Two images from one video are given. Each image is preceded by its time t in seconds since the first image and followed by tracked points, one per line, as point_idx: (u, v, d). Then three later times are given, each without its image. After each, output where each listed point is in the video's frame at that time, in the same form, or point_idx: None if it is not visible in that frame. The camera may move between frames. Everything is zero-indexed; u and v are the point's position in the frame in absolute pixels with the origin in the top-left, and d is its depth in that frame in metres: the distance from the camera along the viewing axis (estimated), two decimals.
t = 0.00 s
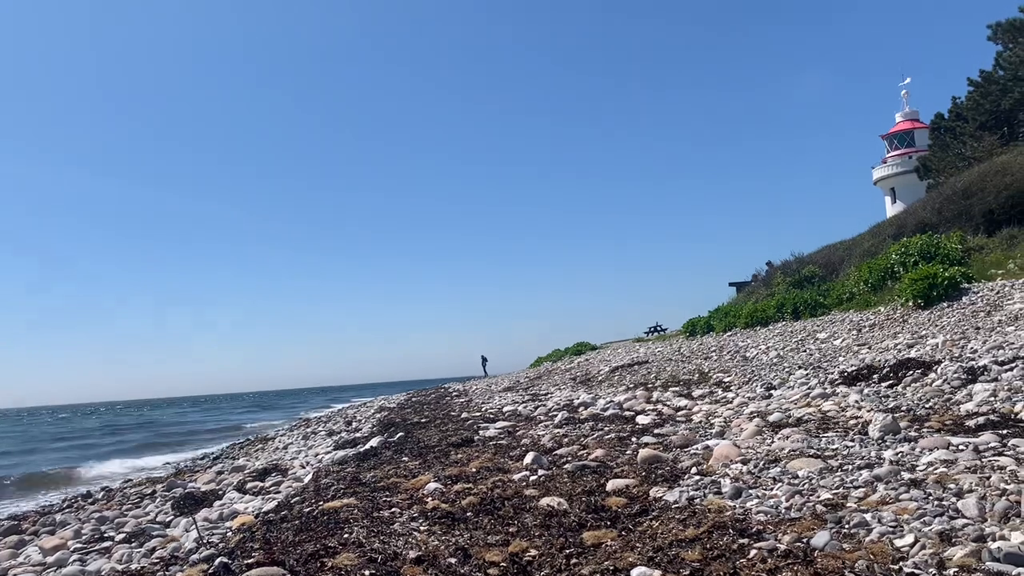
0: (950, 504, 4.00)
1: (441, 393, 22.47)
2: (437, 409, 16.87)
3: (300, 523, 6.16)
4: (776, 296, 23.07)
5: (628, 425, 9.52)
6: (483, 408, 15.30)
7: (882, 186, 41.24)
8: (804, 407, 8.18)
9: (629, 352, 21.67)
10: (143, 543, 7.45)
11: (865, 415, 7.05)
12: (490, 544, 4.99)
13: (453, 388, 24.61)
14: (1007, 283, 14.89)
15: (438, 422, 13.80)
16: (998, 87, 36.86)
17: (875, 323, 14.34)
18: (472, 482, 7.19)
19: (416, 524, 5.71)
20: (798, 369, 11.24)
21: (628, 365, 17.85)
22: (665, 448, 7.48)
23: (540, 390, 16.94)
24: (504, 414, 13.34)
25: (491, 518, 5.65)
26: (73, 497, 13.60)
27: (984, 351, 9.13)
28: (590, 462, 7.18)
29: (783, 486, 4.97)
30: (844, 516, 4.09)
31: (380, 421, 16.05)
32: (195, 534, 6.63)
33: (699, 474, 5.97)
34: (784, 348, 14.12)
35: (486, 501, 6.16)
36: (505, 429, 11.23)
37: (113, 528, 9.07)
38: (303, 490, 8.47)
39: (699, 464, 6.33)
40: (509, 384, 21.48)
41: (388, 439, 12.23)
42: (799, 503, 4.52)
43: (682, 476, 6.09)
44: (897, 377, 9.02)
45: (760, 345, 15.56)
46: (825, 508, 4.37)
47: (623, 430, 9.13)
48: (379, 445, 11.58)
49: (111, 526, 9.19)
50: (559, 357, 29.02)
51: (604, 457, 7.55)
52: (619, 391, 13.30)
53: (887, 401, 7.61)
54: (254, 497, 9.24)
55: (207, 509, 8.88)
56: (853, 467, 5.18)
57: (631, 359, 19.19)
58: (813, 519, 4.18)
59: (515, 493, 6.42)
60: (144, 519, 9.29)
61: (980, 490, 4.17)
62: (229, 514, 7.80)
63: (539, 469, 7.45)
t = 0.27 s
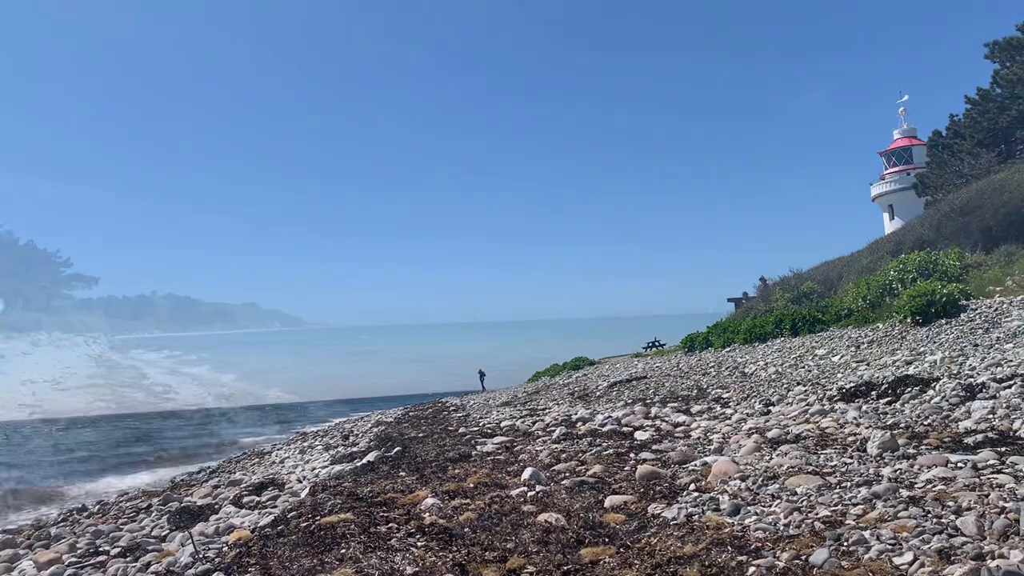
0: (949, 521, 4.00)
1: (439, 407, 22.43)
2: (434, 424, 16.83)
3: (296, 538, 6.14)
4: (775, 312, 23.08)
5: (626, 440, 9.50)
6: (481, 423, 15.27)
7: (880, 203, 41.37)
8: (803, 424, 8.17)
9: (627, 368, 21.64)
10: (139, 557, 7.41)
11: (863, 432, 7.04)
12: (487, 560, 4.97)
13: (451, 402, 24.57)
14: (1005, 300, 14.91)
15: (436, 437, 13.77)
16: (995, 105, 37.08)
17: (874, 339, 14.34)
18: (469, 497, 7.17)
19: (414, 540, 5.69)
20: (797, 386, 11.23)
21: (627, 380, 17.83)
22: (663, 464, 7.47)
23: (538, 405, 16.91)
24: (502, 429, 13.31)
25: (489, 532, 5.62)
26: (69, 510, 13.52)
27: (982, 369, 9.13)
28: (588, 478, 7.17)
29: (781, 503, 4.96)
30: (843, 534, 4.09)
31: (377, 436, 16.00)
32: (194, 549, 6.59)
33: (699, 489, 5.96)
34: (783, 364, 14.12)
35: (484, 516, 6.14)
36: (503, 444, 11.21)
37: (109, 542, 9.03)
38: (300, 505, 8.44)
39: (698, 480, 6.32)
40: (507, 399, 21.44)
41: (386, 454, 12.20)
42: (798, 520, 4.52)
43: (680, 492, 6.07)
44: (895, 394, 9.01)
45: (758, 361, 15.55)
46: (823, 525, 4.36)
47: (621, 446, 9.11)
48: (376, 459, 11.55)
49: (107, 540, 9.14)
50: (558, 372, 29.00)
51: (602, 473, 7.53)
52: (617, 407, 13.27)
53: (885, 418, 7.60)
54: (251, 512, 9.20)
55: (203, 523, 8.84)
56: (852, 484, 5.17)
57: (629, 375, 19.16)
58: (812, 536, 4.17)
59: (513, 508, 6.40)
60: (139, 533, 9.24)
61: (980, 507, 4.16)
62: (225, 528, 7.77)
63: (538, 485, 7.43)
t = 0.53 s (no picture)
0: (951, 535, 4.00)
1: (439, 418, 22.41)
2: (434, 435, 16.81)
3: (296, 548, 6.13)
4: (775, 324, 23.10)
5: (626, 452, 9.48)
6: (481, 434, 15.25)
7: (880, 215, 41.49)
8: (803, 436, 8.16)
9: (627, 379, 21.64)
10: (139, 567, 7.39)
11: (864, 445, 7.03)
12: (488, 572, 4.96)
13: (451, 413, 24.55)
14: (1006, 313, 14.93)
15: (436, 448, 13.75)
16: (995, 118, 37.23)
17: (874, 352, 14.35)
18: (470, 508, 7.16)
19: (414, 551, 5.67)
20: (797, 398, 11.22)
21: (627, 392, 17.82)
22: (663, 476, 7.46)
23: (539, 416, 16.90)
24: (502, 441, 13.30)
25: (492, 545, 5.61)
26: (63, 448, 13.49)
27: (983, 381, 9.14)
28: (589, 490, 7.15)
29: (782, 516, 4.95)
30: (845, 546, 4.08)
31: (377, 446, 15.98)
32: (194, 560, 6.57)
33: (701, 503, 5.95)
34: (784, 376, 14.11)
35: (484, 528, 6.12)
36: (503, 456, 11.19)
37: (108, 552, 9.00)
38: (299, 516, 8.42)
39: (699, 493, 6.31)
40: (507, 410, 21.42)
41: (386, 464, 12.18)
42: (800, 533, 4.51)
43: (681, 505, 6.06)
44: (896, 406, 9.02)
45: (759, 373, 15.55)
46: (825, 538, 4.36)
47: (622, 458, 9.10)
48: (376, 470, 11.53)
49: (106, 550, 9.12)
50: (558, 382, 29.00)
51: (603, 485, 7.52)
52: (618, 418, 13.27)
53: (886, 430, 7.60)
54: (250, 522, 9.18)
55: (202, 534, 8.82)
56: (853, 496, 5.17)
57: (629, 387, 19.15)
58: (813, 549, 4.17)
59: (514, 520, 6.38)
60: (138, 544, 9.22)
61: (981, 520, 4.16)
62: (225, 539, 7.75)
63: (538, 497, 7.42)
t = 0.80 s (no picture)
0: (954, 543, 3.98)
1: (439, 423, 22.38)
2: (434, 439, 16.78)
3: (295, 551, 6.10)
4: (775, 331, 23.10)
5: (627, 458, 9.45)
6: (481, 439, 15.23)
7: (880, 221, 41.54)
8: (804, 443, 8.13)
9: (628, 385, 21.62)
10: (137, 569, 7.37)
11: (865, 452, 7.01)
12: None
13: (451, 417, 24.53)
14: (1008, 320, 14.94)
15: (435, 453, 13.71)
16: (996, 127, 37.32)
17: (875, 358, 14.35)
18: (469, 513, 7.13)
19: (413, 554, 5.65)
20: (798, 405, 11.20)
21: (627, 397, 17.80)
22: (664, 481, 7.43)
23: (538, 421, 16.87)
24: (502, 446, 13.26)
25: (493, 549, 5.60)
26: (52, 428, 13.37)
27: (984, 388, 9.13)
28: (589, 495, 7.13)
29: (784, 523, 4.93)
30: (848, 553, 4.06)
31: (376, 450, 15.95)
32: (191, 541, 6.53)
33: (703, 507, 5.95)
34: (785, 383, 14.10)
35: (484, 533, 6.09)
36: (503, 461, 11.16)
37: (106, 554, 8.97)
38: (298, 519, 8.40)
39: (700, 499, 6.28)
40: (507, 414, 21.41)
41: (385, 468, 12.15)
42: (802, 539, 4.49)
43: (682, 511, 6.03)
44: (897, 412, 9.02)
45: (759, 380, 15.54)
46: (828, 544, 4.34)
47: (622, 463, 9.07)
48: (375, 474, 11.49)
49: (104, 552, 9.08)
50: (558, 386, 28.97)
51: (603, 490, 7.49)
52: (618, 424, 13.23)
53: (888, 436, 7.60)
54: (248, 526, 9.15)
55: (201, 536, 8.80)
56: (855, 503, 5.15)
57: (630, 392, 19.13)
58: (815, 556, 4.14)
59: (513, 525, 6.36)
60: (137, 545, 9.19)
61: (984, 528, 4.14)
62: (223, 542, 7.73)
63: (538, 502, 7.38)
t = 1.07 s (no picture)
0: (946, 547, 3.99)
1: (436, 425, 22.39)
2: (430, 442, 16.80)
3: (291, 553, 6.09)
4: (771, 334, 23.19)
5: (623, 461, 9.47)
6: (477, 442, 15.26)
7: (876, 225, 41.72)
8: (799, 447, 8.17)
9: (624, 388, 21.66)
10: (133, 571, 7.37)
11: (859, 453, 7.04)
12: None
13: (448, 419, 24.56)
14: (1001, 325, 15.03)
15: (432, 456, 13.73)
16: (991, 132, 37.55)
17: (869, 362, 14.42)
18: (465, 516, 7.13)
19: (409, 557, 5.64)
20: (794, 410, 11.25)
21: (624, 400, 17.84)
22: (659, 484, 7.45)
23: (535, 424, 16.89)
24: (498, 448, 13.29)
25: (489, 550, 5.61)
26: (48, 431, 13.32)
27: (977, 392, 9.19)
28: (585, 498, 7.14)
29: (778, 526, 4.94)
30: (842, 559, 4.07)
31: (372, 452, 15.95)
32: (186, 544, 6.51)
33: (699, 530, 5.97)
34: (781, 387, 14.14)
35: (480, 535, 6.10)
36: (499, 463, 11.18)
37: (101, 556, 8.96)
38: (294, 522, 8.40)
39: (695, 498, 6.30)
40: (503, 417, 21.44)
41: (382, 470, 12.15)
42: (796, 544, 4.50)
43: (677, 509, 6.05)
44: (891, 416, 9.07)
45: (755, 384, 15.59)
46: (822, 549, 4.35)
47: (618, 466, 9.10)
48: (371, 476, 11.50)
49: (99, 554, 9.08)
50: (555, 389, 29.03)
51: (599, 493, 7.51)
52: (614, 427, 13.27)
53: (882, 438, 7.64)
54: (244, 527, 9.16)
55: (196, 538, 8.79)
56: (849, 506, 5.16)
57: (626, 395, 19.18)
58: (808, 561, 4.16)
59: (509, 528, 6.36)
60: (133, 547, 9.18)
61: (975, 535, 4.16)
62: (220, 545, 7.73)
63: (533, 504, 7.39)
